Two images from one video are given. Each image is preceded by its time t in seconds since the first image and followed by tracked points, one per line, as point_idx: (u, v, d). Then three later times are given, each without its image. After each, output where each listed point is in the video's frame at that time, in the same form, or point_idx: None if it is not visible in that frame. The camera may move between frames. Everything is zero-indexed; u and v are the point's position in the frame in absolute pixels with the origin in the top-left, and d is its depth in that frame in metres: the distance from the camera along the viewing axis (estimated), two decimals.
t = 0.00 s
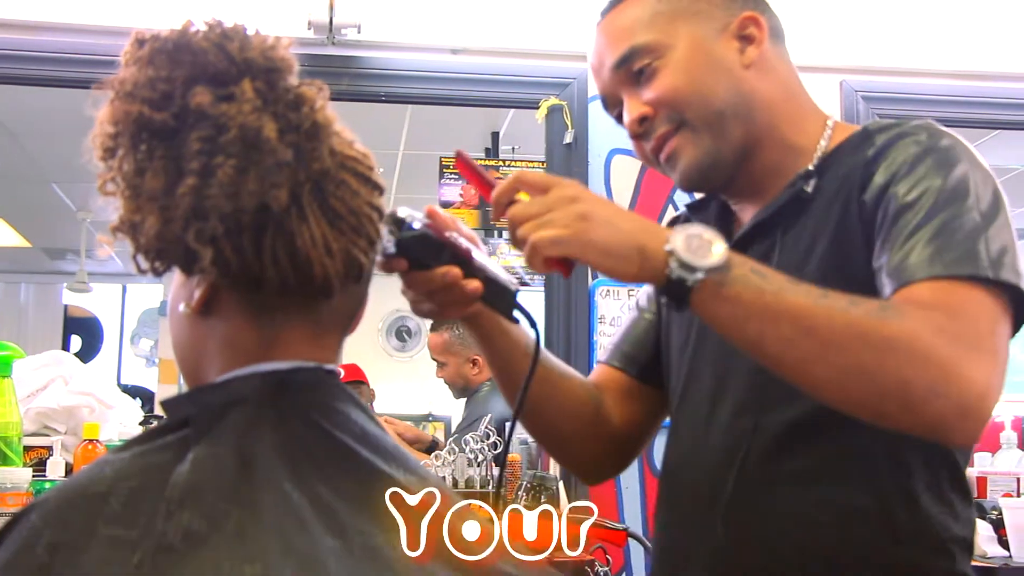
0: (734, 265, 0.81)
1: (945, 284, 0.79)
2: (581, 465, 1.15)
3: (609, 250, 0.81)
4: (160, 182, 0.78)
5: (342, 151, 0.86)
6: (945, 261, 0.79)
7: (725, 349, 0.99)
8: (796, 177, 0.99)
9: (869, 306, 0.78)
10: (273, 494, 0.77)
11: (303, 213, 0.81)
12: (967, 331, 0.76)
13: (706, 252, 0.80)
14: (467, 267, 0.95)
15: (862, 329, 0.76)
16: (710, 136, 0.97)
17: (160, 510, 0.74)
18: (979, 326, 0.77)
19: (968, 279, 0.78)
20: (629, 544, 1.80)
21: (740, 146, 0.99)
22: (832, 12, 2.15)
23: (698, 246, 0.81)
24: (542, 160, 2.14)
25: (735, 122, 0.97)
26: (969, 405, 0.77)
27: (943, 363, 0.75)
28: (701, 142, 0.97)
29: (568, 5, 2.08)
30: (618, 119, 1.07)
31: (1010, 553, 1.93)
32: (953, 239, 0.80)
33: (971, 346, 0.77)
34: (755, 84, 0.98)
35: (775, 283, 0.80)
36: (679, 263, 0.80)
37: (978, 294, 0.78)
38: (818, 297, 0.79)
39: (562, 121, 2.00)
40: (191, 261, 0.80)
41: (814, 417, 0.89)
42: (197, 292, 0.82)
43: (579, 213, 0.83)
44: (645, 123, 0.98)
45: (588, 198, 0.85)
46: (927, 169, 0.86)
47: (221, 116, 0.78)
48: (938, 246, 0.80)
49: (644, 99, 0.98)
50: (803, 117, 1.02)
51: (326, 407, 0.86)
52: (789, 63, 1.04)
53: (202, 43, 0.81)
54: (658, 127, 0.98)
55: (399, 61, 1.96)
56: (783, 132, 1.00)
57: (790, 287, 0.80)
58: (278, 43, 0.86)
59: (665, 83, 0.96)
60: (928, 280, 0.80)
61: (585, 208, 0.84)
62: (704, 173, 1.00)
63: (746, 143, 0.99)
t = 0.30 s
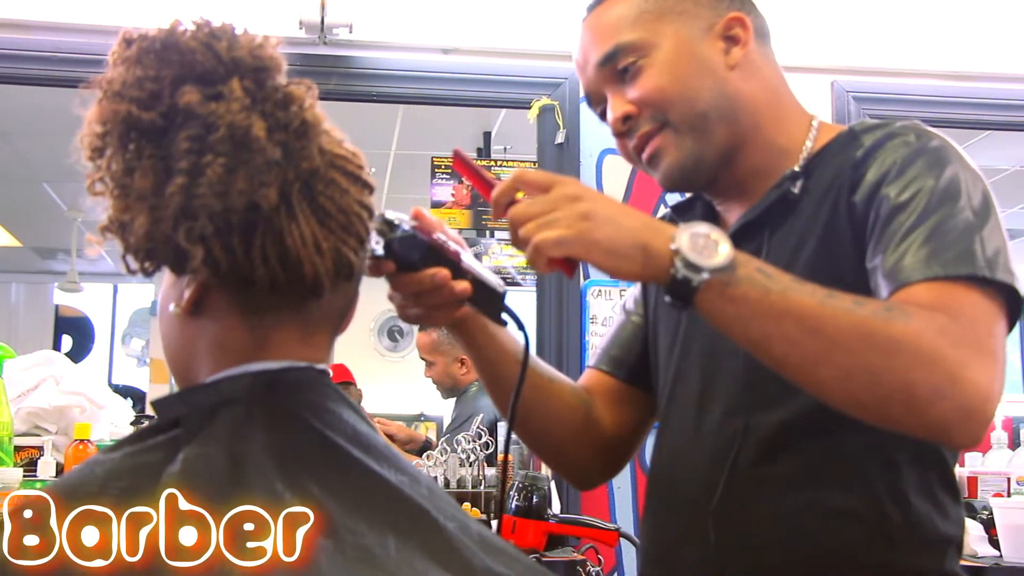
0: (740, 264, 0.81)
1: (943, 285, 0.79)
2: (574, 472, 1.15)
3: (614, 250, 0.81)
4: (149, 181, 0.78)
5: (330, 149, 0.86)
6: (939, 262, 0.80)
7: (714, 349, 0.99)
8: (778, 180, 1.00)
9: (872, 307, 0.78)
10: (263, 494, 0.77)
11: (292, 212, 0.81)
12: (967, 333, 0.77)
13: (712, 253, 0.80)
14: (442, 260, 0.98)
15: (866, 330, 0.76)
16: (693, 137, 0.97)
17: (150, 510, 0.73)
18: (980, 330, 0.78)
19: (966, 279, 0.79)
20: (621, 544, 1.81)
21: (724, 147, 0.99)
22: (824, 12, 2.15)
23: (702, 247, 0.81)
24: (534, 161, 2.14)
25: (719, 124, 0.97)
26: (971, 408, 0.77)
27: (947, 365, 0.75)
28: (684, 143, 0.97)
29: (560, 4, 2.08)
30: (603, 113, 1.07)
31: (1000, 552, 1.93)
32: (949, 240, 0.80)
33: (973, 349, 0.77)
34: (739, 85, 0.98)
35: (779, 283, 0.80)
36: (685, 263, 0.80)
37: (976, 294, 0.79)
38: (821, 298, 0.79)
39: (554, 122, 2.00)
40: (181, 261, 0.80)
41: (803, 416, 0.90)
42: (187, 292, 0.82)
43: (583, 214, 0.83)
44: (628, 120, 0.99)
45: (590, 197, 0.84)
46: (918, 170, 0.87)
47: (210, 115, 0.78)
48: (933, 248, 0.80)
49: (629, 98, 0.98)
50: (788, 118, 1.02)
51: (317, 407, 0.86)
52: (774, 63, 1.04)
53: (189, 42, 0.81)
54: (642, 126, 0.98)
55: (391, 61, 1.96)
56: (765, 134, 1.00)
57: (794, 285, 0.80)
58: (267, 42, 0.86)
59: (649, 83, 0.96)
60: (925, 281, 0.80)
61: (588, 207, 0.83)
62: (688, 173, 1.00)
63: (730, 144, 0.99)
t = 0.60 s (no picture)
0: (729, 260, 0.81)
1: (935, 284, 0.79)
2: (575, 473, 1.15)
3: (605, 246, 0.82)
4: (149, 179, 0.78)
5: (331, 149, 0.86)
6: (930, 260, 0.80)
7: (712, 348, 0.99)
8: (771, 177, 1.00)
9: (863, 305, 0.78)
10: (263, 494, 0.77)
11: (292, 212, 0.81)
12: (956, 332, 0.76)
13: (700, 248, 0.80)
14: (449, 266, 0.98)
15: (855, 327, 0.76)
16: (688, 137, 0.97)
17: (150, 510, 0.73)
18: (971, 329, 0.77)
19: (956, 278, 0.79)
20: (621, 544, 1.81)
21: (719, 146, 0.99)
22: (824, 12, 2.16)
23: (690, 242, 0.81)
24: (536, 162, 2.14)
25: (714, 124, 0.98)
26: (960, 407, 0.77)
27: (936, 364, 0.75)
28: (678, 142, 0.98)
29: (561, 5, 2.08)
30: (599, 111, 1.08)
31: (1001, 552, 1.93)
32: (940, 238, 0.80)
33: (962, 347, 0.77)
34: (733, 84, 0.98)
35: (769, 279, 0.80)
36: (673, 258, 0.80)
37: (967, 293, 0.79)
38: (810, 294, 0.79)
39: (555, 122, 2.00)
40: (181, 259, 0.80)
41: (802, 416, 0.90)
42: (188, 292, 0.82)
43: (571, 208, 0.84)
44: (621, 118, 0.99)
45: (580, 192, 0.85)
46: (910, 169, 0.87)
47: (211, 114, 0.78)
48: (925, 245, 0.80)
49: (624, 95, 0.98)
50: (784, 118, 1.02)
51: (315, 406, 0.86)
52: (771, 64, 1.04)
53: (190, 42, 0.81)
54: (636, 124, 0.98)
55: (392, 61, 1.96)
56: (761, 133, 1.00)
57: (785, 282, 0.80)
58: (267, 42, 0.86)
59: (644, 81, 0.96)
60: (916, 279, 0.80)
61: (577, 201, 0.84)
62: (682, 172, 1.00)
63: (725, 143, 0.99)
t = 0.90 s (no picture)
0: (747, 262, 0.81)
1: (946, 289, 0.79)
2: (572, 475, 1.16)
3: (620, 244, 0.81)
4: (149, 179, 0.78)
5: (331, 149, 0.86)
6: (944, 264, 0.79)
7: (711, 347, 0.99)
8: (778, 180, 1.01)
9: (878, 308, 0.78)
10: (264, 495, 0.77)
11: (293, 211, 0.81)
12: (972, 334, 0.77)
13: (717, 251, 0.80)
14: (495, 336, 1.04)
15: (873, 329, 0.76)
16: (721, 119, 0.97)
17: (151, 511, 0.74)
18: (986, 331, 0.77)
19: (967, 280, 0.79)
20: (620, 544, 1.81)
21: (745, 131, 0.98)
22: (825, 11, 2.15)
23: (710, 245, 0.80)
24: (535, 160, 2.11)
25: (742, 108, 0.98)
26: (976, 409, 0.77)
27: (953, 366, 0.75)
28: (712, 124, 0.97)
29: (561, 5, 2.08)
30: (614, 112, 1.07)
31: (1000, 552, 1.93)
32: (951, 242, 0.80)
33: (978, 349, 0.77)
34: (751, 73, 1.00)
35: (785, 283, 0.79)
36: (692, 259, 0.80)
37: (978, 297, 0.79)
38: (825, 297, 0.79)
39: (555, 122, 2.01)
40: (181, 260, 0.80)
41: (800, 415, 0.90)
42: (188, 292, 0.82)
43: (588, 209, 0.83)
44: (650, 95, 0.97)
45: (594, 193, 0.84)
46: (915, 173, 0.87)
47: (210, 114, 0.78)
48: (937, 247, 0.80)
49: (653, 79, 0.97)
50: (788, 117, 1.03)
51: (315, 404, 0.86)
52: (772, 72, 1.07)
53: (191, 42, 0.81)
54: (668, 106, 0.97)
55: (392, 61, 1.96)
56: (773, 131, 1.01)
57: (799, 284, 0.80)
58: (268, 42, 0.86)
59: (679, 60, 0.96)
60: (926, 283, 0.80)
61: (592, 203, 0.83)
62: (709, 158, 0.99)
63: (749, 128, 0.99)
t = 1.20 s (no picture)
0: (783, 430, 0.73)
1: (975, 354, 0.71)
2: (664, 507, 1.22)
3: (661, 470, 0.75)
4: (148, 179, 0.78)
5: (330, 149, 0.86)
6: (974, 301, 0.71)
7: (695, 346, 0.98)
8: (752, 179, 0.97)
9: (915, 411, 0.70)
10: (263, 494, 0.77)
11: (291, 211, 0.81)
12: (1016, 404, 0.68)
13: (749, 443, 0.73)
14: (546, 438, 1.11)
15: (914, 450, 0.69)
16: (761, 92, 0.93)
17: (151, 510, 0.74)
18: None
19: (991, 327, 0.70)
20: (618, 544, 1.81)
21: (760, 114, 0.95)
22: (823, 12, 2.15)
23: (741, 437, 0.73)
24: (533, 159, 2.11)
25: (776, 98, 0.95)
26: None
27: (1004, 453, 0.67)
28: (755, 88, 0.93)
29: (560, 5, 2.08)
30: (654, 39, 1.01)
31: (998, 552, 1.93)
32: (970, 283, 0.72)
33: None
34: (799, 74, 0.98)
35: (824, 431, 0.72)
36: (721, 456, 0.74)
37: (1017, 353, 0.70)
38: (870, 431, 0.71)
39: (553, 122, 2.01)
40: (180, 260, 0.80)
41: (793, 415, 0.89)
42: (187, 291, 0.83)
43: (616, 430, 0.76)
44: (724, 29, 0.92)
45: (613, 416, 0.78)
46: (912, 200, 0.78)
47: (209, 114, 0.79)
48: (956, 289, 0.72)
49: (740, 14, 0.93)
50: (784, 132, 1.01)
51: (314, 404, 0.86)
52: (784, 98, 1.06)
53: (190, 42, 0.81)
54: (729, 43, 0.92)
55: (391, 62, 1.97)
56: (776, 141, 0.98)
57: (824, 411, 0.73)
58: (267, 42, 0.86)
59: (769, 23, 0.93)
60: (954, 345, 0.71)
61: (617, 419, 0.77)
62: (715, 113, 0.94)
63: (765, 115, 0.96)
